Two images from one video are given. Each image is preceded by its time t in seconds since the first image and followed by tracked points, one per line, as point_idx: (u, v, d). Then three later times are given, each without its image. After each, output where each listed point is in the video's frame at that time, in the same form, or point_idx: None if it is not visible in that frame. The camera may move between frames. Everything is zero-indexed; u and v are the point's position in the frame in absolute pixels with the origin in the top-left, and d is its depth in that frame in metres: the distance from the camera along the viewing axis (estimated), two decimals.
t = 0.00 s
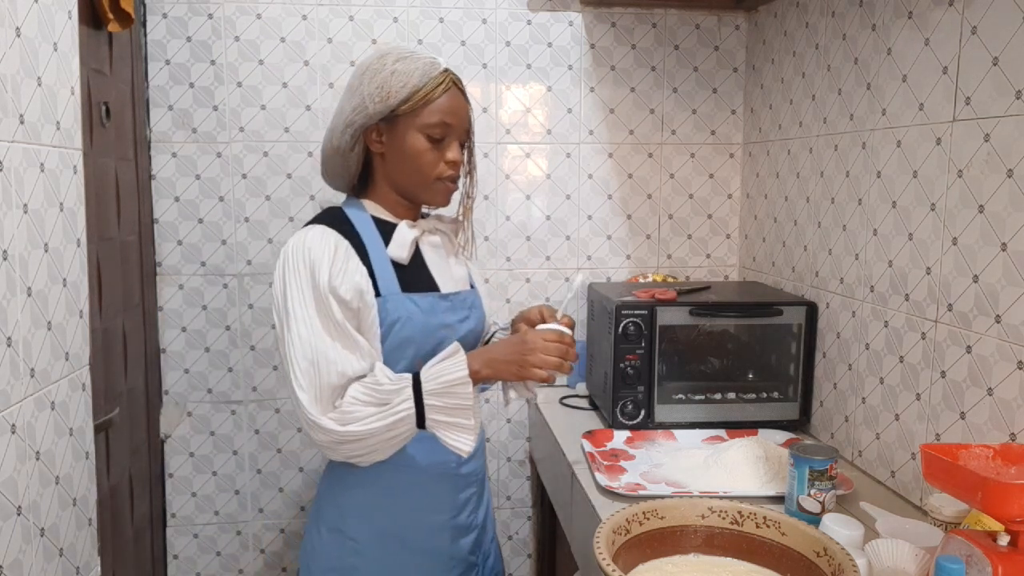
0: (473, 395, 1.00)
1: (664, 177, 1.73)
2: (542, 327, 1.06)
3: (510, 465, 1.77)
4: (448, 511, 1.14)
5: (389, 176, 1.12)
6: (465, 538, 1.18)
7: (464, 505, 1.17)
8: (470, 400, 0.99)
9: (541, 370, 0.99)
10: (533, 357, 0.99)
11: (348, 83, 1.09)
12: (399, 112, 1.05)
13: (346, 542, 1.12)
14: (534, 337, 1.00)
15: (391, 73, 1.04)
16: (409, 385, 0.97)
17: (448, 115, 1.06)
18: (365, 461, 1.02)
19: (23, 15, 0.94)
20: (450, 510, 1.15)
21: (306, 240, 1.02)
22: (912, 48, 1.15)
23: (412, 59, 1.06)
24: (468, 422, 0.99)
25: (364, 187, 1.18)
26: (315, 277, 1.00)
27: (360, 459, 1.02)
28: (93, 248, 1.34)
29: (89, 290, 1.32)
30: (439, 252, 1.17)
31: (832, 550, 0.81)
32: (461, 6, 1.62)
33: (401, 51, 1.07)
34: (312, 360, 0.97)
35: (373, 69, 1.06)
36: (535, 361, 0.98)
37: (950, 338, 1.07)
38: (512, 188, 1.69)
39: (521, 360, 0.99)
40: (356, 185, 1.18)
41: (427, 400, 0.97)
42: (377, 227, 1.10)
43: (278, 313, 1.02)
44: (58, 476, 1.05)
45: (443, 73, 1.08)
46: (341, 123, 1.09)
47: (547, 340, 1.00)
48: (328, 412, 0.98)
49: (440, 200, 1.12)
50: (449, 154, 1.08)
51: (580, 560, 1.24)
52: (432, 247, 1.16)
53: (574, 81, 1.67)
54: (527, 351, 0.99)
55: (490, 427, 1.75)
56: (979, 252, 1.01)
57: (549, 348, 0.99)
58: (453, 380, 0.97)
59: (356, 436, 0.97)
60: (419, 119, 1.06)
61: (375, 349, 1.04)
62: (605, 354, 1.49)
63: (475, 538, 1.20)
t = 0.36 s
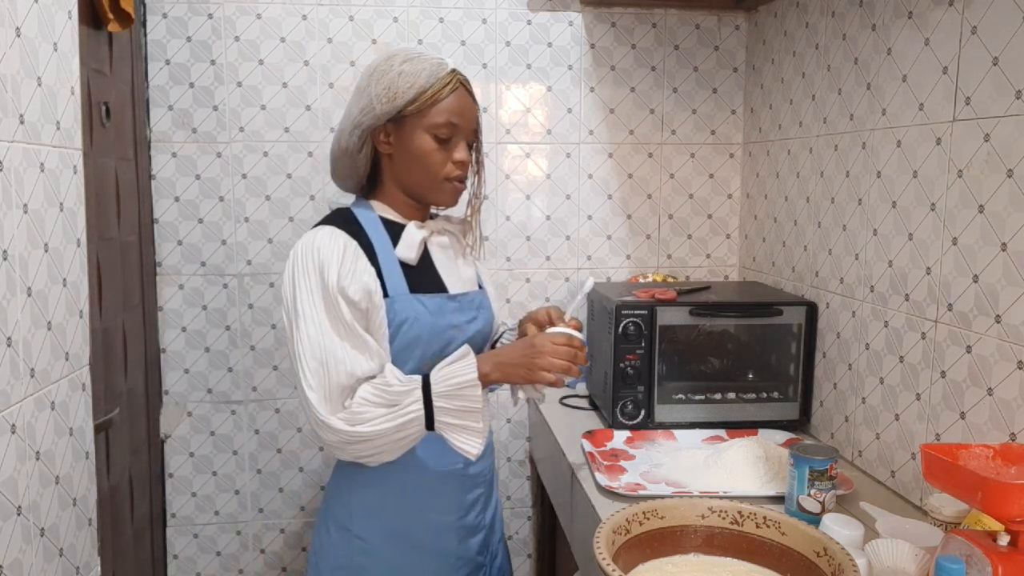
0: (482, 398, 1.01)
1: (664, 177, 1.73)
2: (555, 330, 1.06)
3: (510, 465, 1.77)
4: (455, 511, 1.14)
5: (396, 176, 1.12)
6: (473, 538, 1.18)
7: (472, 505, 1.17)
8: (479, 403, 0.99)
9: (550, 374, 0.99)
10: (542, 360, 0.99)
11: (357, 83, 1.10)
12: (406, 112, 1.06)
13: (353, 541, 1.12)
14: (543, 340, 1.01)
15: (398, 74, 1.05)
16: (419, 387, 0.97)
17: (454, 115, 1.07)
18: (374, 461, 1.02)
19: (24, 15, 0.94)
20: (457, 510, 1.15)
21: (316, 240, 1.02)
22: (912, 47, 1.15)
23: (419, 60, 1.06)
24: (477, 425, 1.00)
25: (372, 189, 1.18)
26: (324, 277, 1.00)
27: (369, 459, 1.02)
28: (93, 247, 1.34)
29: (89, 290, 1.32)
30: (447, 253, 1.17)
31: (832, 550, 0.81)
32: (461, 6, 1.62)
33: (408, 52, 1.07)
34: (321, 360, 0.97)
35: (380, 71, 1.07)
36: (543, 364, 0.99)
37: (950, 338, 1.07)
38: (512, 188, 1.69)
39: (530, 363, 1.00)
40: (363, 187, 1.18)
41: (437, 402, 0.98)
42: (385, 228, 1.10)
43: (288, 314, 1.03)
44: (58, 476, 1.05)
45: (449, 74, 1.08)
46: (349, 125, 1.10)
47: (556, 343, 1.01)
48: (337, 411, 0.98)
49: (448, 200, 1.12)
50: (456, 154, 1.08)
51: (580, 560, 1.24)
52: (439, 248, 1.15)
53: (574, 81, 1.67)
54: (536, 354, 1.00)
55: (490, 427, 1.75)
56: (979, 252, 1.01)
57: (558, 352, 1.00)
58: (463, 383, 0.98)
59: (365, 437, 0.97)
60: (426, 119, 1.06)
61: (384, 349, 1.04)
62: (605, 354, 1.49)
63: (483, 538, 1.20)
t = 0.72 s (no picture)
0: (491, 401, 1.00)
1: (664, 177, 1.73)
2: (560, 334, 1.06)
3: (510, 465, 1.77)
4: (463, 511, 1.14)
5: (403, 178, 1.12)
6: (481, 538, 1.18)
7: (480, 505, 1.17)
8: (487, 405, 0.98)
9: (556, 378, 0.99)
10: (549, 363, 0.98)
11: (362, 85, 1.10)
12: (412, 114, 1.06)
13: (362, 542, 1.12)
14: (549, 344, 1.00)
15: (404, 76, 1.05)
16: (426, 390, 0.97)
17: (460, 116, 1.07)
18: (382, 463, 1.02)
19: (24, 15, 0.94)
20: (465, 510, 1.15)
21: (323, 243, 1.02)
22: (912, 47, 1.15)
23: (425, 61, 1.07)
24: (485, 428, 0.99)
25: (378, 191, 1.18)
26: (332, 279, 0.99)
27: (377, 462, 1.02)
28: (93, 247, 1.34)
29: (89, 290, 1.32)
30: (453, 255, 1.17)
31: (832, 550, 0.80)
32: (461, 6, 1.62)
33: (414, 54, 1.08)
34: (329, 362, 0.97)
35: (387, 72, 1.07)
36: (549, 369, 0.98)
37: (950, 338, 1.07)
38: (512, 188, 1.69)
39: (537, 366, 0.99)
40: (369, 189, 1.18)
41: (444, 405, 0.97)
42: (393, 231, 1.10)
43: (295, 315, 1.02)
44: (58, 476, 1.05)
45: (454, 75, 1.08)
46: (355, 127, 1.10)
47: (562, 345, 1.00)
48: (346, 413, 0.98)
49: (454, 201, 1.12)
50: (463, 155, 1.09)
51: (580, 560, 1.24)
52: (449, 251, 1.17)
53: (574, 81, 1.67)
54: (542, 357, 0.99)
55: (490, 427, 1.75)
56: (979, 252, 1.01)
57: (564, 355, 0.99)
58: (470, 386, 0.97)
59: (374, 439, 0.97)
60: (433, 120, 1.06)
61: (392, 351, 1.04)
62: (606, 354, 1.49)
63: (490, 538, 1.21)
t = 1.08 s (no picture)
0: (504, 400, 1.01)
1: (664, 177, 1.73)
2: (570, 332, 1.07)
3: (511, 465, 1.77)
4: (476, 510, 1.14)
5: (412, 180, 1.12)
6: (494, 535, 1.19)
7: (492, 503, 1.18)
8: (502, 404, 1.00)
9: (569, 377, 1.00)
10: (562, 363, 1.00)
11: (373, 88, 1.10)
12: (423, 117, 1.06)
13: (377, 542, 1.12)
14: (562, 344, 1.01)
15: (415, 79, 1.06)
16: (442, 389, 0.98)
17: (470, 119, 1.08)
18: (396, 463, 1.02)
19: (24, 14, 0.94)
20: (478, 509, 1.15)
21: (335, 244, 1.02)
22: (912, 47, 1.15)
23: (435, 65, 1.07)
24: (499, 427, 1.01)
25: (386, 194, 1.18)
26: (345, 280, 0.99)
27: (391, 461, 1.02)
28: (93, 247, 1.34)
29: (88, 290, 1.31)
30: (462, 255, 1.17)
31: (832, 549, 0.80)
32: (461, 6, 1.62)
33: (423, 58, 1.08)
34: (345, 362, 0.97)
35: (397, 75, 1.07)
36: (562, 368, 1.00)
37: (950, 338, 1.07)
38: (512, 188, 1.69)
39: (550, 366, 1.00)
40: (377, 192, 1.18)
41: (459, 405, 0.98)
42: (402, 233, 1.10)
43: (309, 316, 1.02)
44: (58, 476, 1.05)
45: (464, 79, 1.09)
46: (365, 129, 1.10)
47: (575, 344, 1.01)
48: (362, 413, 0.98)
49: (463, 203, 1.12)
50: (472, 158, 1.09)
51: (580, 560, 1.24)
52: (456, 251, 1.16)
53: (574, 81, 1.67)
54: (555, 358, 1.00)
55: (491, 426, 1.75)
56: (979, 252, 1.01)
57: (576, 355, 1.00)
58: (485, 386, 0.99)
59: (390, 439, 0.97)
60: (443, 124, 1.07)
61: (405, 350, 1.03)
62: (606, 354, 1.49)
63: (503, 535, 1.21)
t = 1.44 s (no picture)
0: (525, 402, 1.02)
1: (664, 177, 1.73)
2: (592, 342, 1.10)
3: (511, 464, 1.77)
4: (490, 506, 1.16)
5: (426, 185, 1.13)
6: (505, 532, 1.21)
7: (504, 500, 1.19)
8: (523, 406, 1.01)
9: (589, 377, 1.02)
10: (583, 362, 1.03)
11: (388, 94, 1.10)
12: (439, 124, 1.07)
13: (396, 540, 1.13)
14: (582, 345, 1.04)
15: (431, 87, 1.06)
16: (466, 391, 0.99)
17: (485, 126, 1.09)
18: (416, 462, 1.02)
19: (24, 14, 0.94)
20: (492, 505, 1.16)
21: (356, 247, 1.02)
22: (912, 47, 1.15)
23: (450, 72, 1.08)
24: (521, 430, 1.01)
25: (398, 197, 1.18)
26: (367, 283, 0.99)
27: (410, 461, 1.02)
28: (93, 247, 1.34)
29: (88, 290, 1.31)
30: (475, 258, 1.17)
31: (832, 549, 0.80)
32: (461, 6, 1.62)
33: (439, 64, 1.08)
34: (369, 363, 0.97)
35: (412, 83, 1.07)
36: (583, 368, 1.02)
37: (950, 338, 1.07)
38: (511, 188, 1.69)
39: (571, 367, 1.03)
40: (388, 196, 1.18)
41: (482, 406, 0.99)
42: (417, 234, 1.11)
43: (329, 317, 1.01)
44: (58, 476, 1.05)
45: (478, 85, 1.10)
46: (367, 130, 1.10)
47: (594, 346, 1.05)
48: (386, 412, 0.98)
49: (477, 208, 1.14)
50: (486, 164, 1.10)
51: (580, 560, 1.24)
52: (470, 254, 1.16)
53: (574, 81, 1.67)
54: (576, 358, 1.03)
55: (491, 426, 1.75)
56: (979, 252, 1.01)
57: (596, 355, 1.03)
58: (508, 387, 0.99)
59: (415, 438, 0.97)
60: (459, 130, 1.07)
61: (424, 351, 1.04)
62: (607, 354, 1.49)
63: (512, 531, 1.23)
